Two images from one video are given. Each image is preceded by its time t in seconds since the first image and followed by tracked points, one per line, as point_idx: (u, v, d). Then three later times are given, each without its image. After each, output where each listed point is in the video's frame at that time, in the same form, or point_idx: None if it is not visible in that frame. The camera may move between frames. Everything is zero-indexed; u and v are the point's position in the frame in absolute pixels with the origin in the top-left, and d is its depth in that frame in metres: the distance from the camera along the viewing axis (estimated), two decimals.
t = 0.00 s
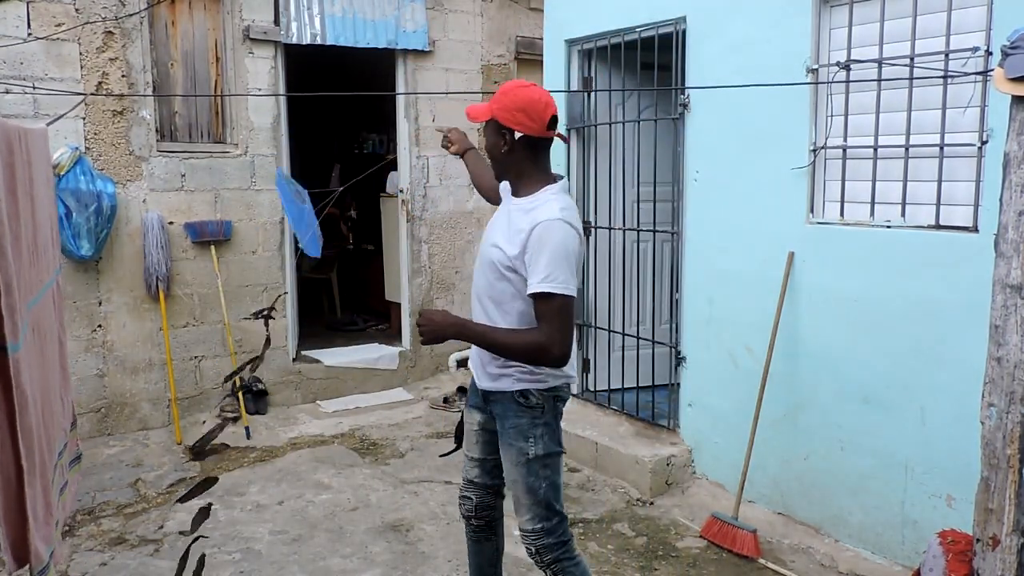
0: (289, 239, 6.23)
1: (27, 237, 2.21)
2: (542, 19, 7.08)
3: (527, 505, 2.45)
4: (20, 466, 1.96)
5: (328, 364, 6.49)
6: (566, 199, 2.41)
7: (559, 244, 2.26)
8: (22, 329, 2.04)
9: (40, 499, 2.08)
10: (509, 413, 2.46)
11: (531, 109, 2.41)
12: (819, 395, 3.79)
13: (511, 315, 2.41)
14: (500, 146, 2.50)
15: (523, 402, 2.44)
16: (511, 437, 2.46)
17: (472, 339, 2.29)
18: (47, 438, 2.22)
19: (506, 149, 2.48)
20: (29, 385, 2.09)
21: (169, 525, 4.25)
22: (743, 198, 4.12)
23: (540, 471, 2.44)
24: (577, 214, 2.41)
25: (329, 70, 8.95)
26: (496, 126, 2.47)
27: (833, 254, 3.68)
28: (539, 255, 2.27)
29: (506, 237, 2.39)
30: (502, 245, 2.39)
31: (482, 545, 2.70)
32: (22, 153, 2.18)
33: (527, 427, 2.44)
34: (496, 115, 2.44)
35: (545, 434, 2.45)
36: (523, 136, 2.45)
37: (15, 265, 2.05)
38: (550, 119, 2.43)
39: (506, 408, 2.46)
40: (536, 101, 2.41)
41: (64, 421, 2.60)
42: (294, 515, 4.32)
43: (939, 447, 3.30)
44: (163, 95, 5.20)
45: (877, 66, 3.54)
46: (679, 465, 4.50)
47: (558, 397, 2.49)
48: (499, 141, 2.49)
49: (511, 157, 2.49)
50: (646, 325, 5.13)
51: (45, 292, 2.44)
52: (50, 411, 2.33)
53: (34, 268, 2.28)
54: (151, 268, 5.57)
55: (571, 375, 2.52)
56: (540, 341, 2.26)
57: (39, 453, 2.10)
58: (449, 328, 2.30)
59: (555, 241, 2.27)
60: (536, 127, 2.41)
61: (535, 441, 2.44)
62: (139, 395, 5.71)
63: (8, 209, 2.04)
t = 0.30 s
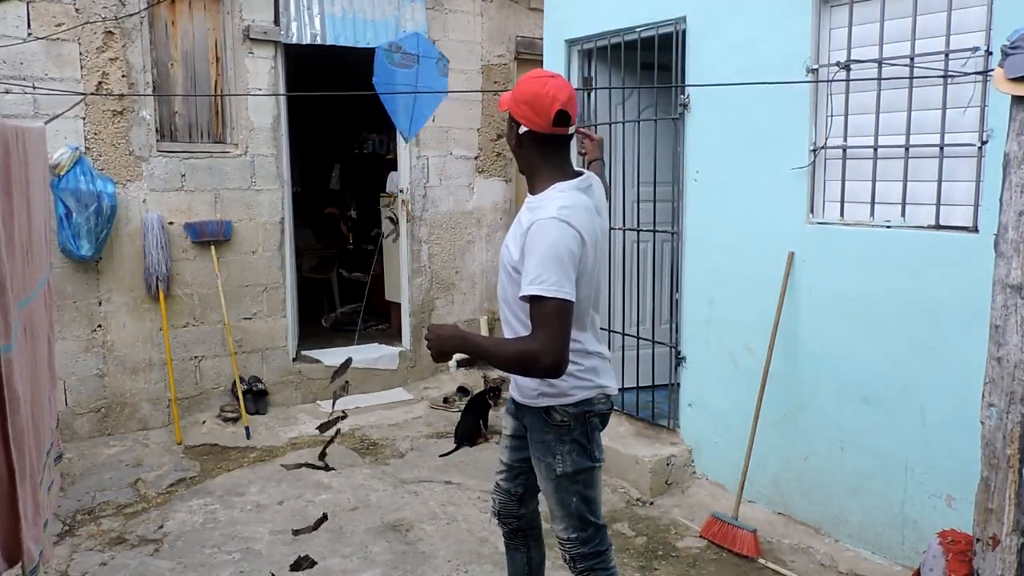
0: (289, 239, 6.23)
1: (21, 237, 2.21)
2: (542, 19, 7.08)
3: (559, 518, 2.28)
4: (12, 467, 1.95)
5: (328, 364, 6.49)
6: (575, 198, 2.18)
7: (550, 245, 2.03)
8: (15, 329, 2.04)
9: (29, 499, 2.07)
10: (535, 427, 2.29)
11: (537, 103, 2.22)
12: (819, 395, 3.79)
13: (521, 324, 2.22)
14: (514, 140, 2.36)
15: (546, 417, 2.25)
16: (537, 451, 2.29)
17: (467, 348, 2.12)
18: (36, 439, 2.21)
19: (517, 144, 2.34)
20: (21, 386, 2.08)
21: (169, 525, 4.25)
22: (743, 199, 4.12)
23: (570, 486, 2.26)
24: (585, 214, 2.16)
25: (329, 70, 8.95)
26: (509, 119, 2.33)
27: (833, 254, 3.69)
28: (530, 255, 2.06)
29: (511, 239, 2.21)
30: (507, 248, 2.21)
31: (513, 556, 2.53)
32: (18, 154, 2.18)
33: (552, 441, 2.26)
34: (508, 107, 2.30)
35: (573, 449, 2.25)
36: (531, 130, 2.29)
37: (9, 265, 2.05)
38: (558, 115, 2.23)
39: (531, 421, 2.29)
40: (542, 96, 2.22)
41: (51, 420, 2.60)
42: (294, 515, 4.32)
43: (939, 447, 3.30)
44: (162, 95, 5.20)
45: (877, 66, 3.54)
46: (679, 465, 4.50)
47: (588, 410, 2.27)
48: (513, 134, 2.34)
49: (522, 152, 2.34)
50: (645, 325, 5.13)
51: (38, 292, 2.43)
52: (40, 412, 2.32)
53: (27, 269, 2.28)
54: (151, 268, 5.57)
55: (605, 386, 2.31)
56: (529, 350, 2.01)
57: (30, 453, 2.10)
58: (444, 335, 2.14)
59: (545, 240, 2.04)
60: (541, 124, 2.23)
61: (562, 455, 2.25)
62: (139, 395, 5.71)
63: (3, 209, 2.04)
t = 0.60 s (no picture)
0: (289, 238, 6.23)
1: (22, 237, 2.21)
2: (542, 19, 7.09)
3: (565, 524, 2.29)
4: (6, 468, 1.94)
5: (328, 364, 6.49)
6: (586, 197, 2.15)
7: (556, 244, 2.01)
8: (13, 329, 2.04)
9: (23, 500, 2.06)
10: (542, 432, 2.28)
11: (551, 98, 2.21)
12: (818, 395, 3.79)
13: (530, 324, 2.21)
14: (527, 140, 2.33)
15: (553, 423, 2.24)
16: (543, 457, 2.28)
17: (470, 347, 2.12)
18: (34, 439, 2.20)
19: (533, 143, 2.31)
20: (19, 386, 2.07)
21: (169, 525, 4.25)
22: (743, 198, 4.12)
23: (577, 493, 2.25)
24: (596, 214, 2.14)
25: (329, 70, 8.95)
26: (523, 119, 2.30)
27: (833, 254, 3.69)
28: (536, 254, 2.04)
29: (521, 237, 2.19)
30: (516, 245, 2.20)
31: (533, 561, 2.54)
32: (20, 155, 2.18)
33: (559, 447, 2.25)
34: (520, 107, 2.28)
35: (580, 457, 2.25)
36: (547, 128, 2.26)
37: (9, 265, 2.05)
38: (574, 107, 2.21)
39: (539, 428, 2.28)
40: (556, 89, 2.21)
41: (52, 420, 2.60)
42: (294, 515, 4.32)
43: (939, 447, 3.30)
44: (163, 95, 5.20)
45: (877, 66, 3.54)
46: (679, 465, 4.50)
47: (597, 418, 2.26)
48: (527, 134, 2.32)
49: (538, 152, 2.31)
50: (645, 324, 5.13)
51: (39, 292, 2.43)
52: (38, 412, 2.31)
53: (28, 269, 2.28)
54: (151, 268, 5.57)
55: (616, 393, 2.29)
56: (533, 352, 2.01)
57: (26, 453, 2.09)
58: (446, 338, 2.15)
59: (551, 241, 2.03)
60: (559, 118, 2.21)
61: (569, 462, 2.25)
62: (139, 395, 5.71)
63: (3, 209, 2.04)
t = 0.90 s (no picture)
0: (289, 238, 6.23)
1: (25, 236, 2.21)
2: (542, 19, 7.09)
3: (568, 528, 2.29)
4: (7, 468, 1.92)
5: (328, 364, 6.49)
6: (601, 198, 2.16)
7: (585, 246, 2.01)
8: (16, 328, 2.03)
9: (26, 500, 2.04)
10: (546, 436, 2.27)
11: (560, 96, 2.21)
12: (818, 395, 3.79)
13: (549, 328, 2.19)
14: (535, 140, 2.31)
15: (559, 428, 2.24)
16: (548, 461, 2.28)
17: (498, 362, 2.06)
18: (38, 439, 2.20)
19: (541, 143, 2.30)
20: (22, 386, 2.07)
21: (169, 525, 4.25)
22: (743, 198, 4.12)
23: (580, 497, 2.25)
24: (612, 213, 2.15)
25: (329, 70, 8.95)
26: (531, 119, 2.29)
27: (833, 255, 3.69)
28: (565, 256, 2.02)
29: (536, 239, 2.16)
30: (531, 248, 2.17)
31: (531, 563, 2.54)
32: (22, 154, 2.18)
33: (563, 451, 2.25)
34: (527, 107, 2.28)
35: (585, 460, 2.25)
36: (556, 126, 2.26)
37: (11, 264, 2.04)
38: (583, 104, 2.22)
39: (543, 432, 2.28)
40: (565, 87, 2.21)
41: (59, 420, 2.60)
42: (294, 515, 4.32)
43: (939, 447, 3.30)
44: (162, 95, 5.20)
45: (877, 66, 3.54)
46: (679, 465, 4.50)
47: (602, 422, 2.26)
48: (536, 134, 2.30)
49: (547, 151, 2.30)
50: (646, 324, 5.13)
51: (43, 292, 2.43)
52: (42, 413, 2.31)
53: (32, 269, 2.28)
54: (151, 268, 5.57)
55: (621, 397, 2.28)
56: (578, 355, 1.97)
57: (29, 453, 2.08)
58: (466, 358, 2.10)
59: (581, 242, 2.02)
60: (569, 116, 2.21)
61: (574, 466, 2.25)
62: (139, 395, 5.71)
63: (5, 210, 2.04)
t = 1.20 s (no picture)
0: (289, 238, 6.23)
1: (30, 236, 2.20)
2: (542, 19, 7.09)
3: (567, 529, 2.29)
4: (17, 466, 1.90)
5: (328, 364, 6.49)
6: (613, 198, 2.17)
7: (606, 247, 2.02)
8: (24, 327, 2.02)
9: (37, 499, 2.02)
10: (548, 436, 2.27)
11: (568, 94, 2.21)
12: (818, 395, 3.79)
13: (560, 329, 2.18)
14: (542, 140, 2.31)
15: (561, 429, 2.24)
16: (549, 461, 2.28)
17: (520, 369, 2.04)
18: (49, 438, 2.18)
19: (548, 142, 2.30)
20: (30, 385, 2.05)
21: (169, 525, 4.25)
22: (743, 199, 4.12)
23: (581, 497, 2.25)
24: (625, 214, 2.17)
25: (329, 70, 8.94)
26: (537, 119, 2.29)
27: (833, 255, 3.69)
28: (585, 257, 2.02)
29: (549, 238, 2.15)
30: (543, 247, 2.15)
31: (528, 562, 2.54)
32: (25, 153, 2.17)
33: (564, 452, 2.25)
34: (533, 107, 2.28)
35: (586, 461, 2.25)
36: (563, 126, 2.26)
37: (17, 263, 2.03)
38: (591, 102, 2.22)
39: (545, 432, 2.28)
40: (572, 85, 2.22)
41: (72, 420, 2.59)
42: (294, 515, 4.32)
43: (939, 447, 3.30)
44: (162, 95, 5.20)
45: (877, 66, 3.54)
46: (679, 465, 4.50)
47: (604, 422, 2.26)
48: (542, 134, 2.30)
49: (554, 151, 2.30)
50: (646, 324, 5.14)
51: (51, 292, 2.42)
52: (53, 412, 2.30)
53: (38, 268, 2.27)
54: (151, 268, 5.56)
55: (622, 398, 2.28)
56: (607, 354, 1.99)
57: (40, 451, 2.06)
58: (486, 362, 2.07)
59: (602, 243, 2.03)
60: (577, 113, 2.21)
61: (575, 467, 2.25)
62: (139, 395, 5.71)
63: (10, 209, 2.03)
